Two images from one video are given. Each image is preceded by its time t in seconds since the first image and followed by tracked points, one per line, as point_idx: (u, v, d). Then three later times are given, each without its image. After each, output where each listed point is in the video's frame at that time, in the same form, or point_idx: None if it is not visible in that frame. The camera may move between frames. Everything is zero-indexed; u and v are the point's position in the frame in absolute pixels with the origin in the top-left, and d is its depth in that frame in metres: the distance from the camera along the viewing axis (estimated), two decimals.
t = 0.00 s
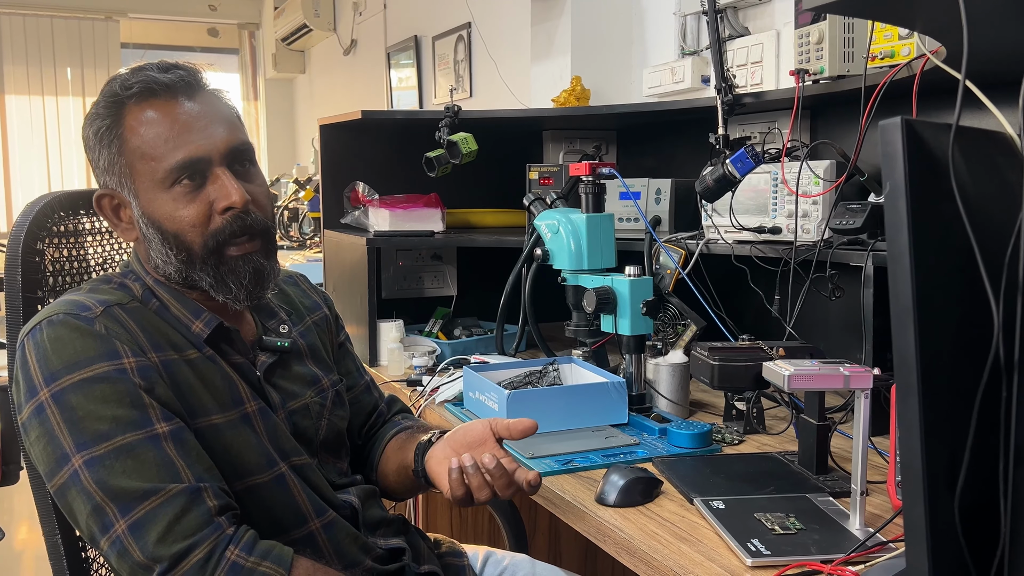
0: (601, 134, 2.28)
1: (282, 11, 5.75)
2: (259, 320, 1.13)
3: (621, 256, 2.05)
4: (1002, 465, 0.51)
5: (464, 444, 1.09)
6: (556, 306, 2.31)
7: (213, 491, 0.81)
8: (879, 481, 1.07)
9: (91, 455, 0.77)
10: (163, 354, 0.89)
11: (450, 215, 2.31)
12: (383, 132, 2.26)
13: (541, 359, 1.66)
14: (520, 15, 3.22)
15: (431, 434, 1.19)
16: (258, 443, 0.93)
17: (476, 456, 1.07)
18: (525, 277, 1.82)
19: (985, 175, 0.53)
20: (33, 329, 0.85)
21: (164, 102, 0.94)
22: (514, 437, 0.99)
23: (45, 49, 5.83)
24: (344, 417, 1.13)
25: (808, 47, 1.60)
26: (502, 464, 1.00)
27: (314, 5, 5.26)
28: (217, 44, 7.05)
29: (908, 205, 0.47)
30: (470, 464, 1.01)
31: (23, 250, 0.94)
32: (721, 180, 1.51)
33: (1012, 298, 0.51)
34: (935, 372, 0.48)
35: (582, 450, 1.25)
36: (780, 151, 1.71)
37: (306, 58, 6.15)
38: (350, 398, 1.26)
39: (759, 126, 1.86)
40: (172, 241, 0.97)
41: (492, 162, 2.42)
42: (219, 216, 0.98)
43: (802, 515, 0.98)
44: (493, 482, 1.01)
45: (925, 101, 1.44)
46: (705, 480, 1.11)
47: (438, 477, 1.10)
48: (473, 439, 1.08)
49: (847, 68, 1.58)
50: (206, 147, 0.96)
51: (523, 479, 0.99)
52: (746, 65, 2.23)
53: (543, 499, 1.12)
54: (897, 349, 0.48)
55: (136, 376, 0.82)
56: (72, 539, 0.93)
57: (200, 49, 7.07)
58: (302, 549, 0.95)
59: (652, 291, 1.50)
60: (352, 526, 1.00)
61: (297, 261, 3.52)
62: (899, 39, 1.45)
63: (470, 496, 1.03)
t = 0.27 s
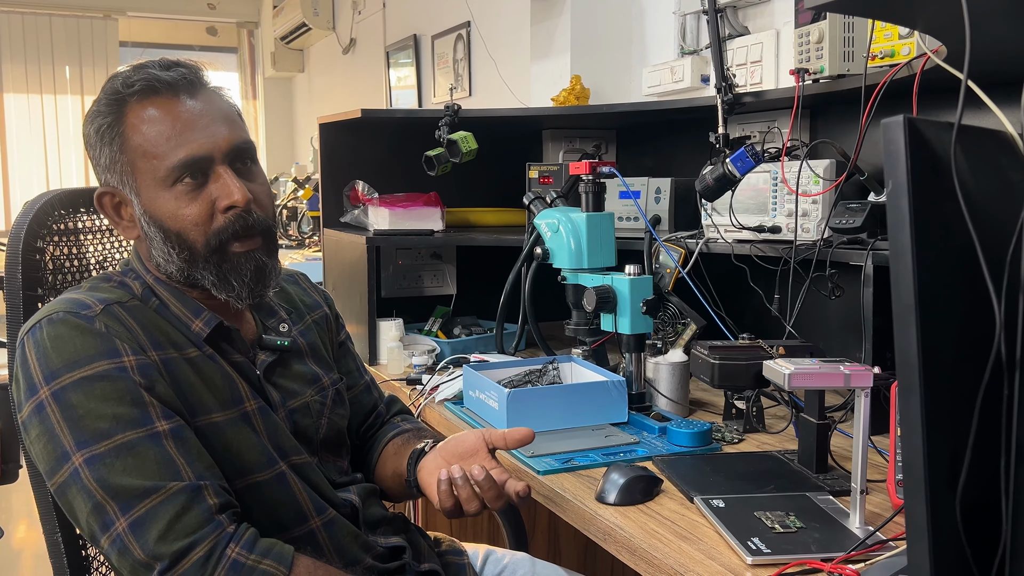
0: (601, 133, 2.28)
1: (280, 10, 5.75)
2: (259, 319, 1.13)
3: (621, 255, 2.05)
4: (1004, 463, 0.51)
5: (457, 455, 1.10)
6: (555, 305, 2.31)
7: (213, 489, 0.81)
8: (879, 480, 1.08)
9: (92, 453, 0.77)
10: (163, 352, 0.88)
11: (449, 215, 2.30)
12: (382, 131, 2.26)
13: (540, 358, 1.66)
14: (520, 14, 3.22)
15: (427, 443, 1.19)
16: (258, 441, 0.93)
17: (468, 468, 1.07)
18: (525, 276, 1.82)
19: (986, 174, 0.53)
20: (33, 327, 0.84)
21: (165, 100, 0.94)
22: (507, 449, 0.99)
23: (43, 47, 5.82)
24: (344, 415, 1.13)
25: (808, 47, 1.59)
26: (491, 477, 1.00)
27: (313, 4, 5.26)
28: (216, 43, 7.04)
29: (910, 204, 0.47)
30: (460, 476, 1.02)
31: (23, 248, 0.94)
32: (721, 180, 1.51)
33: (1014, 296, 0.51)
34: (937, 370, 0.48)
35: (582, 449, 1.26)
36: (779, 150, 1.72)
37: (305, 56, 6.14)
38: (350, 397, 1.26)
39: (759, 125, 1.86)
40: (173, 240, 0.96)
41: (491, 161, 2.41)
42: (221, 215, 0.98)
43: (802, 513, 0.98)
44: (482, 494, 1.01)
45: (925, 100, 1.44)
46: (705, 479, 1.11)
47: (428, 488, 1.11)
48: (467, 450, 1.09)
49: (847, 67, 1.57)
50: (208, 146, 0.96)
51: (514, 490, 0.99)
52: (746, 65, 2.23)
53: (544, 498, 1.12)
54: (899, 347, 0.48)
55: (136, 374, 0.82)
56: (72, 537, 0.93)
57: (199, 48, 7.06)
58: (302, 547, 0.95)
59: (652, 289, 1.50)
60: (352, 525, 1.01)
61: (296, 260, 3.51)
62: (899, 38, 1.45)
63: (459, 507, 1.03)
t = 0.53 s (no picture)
0: (600, 133, 2.28)
1: (279, 9, 5.74)
2: (258, 318, 1.13)
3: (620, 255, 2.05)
4: (1003, 461, 0.52)
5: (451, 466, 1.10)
6: (554, 304, 2.31)
7: (214, 488, 0.81)
8: (877, 479, 1.08)
9: (92, 452, 0.77)
10: (163, 351, 0.88)
11: (448, 214, 2.30)
12: (381, 130, 2.26)
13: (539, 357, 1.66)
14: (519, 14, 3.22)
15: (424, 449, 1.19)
16: (258, 440, 0.93)
17: (464, 479, 1.08)
18: (524, 276, 1.82)
19: (985, 174, 0.53)
20: (34, 326, 0.84)
21: (169, 101, 0.95)
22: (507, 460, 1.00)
23: (41, 46, 5.81)
24: (344, 415, 1.13)
25: (807, 46, 1.59)
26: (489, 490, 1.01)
27: (312, 3, 5.25)
28: (214, 42, 7.04)
29: (911, 204, 0.47)
30: (457, 488, 1.02)
31: (23, 248, 0.94)
32: (721, 179, 1.52)
33: (1014, 296, 0.51)
34: (937, 369, 0.49)
35: (582, 448, 1.26)
36: (779, 150, 1.72)
37: (303, 56, 6.14)
38: (349, 397, 1.26)
39: (757, 125, 1.86)
40: (177, 242, 0.96)
41: (491, 160, 2.42)
42: (226, 216, 0.98)
43: (801, 512, 0.98)
44: (479, 507, 1.01)
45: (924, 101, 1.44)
46: (704, 478, 1.11)
47: (425, 497, 1.11)
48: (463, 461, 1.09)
49: (846, 66, 1.58)
50: (211, 148, 0.96)
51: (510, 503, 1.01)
52: (744, 65, 2.24)
53: (543, 497, 1.13)
54: (899, 347, 0.48)
55: (136, 373, 0.82)
56: (72, 535, 0.93)
57: (197, 46, 7.05)
58: (302, 546, 0.95)
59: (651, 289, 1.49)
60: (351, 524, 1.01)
61: (294, 259, 3.51)
62: (898, 39, 1.45)
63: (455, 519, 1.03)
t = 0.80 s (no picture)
0: (599, 132, 2.28)
1: (278, 7, 5.73)
2: (259, 317, 1.12)
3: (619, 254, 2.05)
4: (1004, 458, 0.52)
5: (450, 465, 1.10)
6: (554, 303, 2.31)
7: (215, 486, 0.81)
8: (877, 478, 1.08)
9: (93, 449, 0.77)
10: (164, 349, 0.88)
11: (447, 213, 2.30)
12: (381, 128, 2.26)
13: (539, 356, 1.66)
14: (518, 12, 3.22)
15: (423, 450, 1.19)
16: (259, 438, 0.93)
17: (463, 478, 1.07)
18: (524, 274, 1.81)
19: (987, 173, 0.53)
20: (35, 324, 0.84)
21: (177, 98, 0.94)
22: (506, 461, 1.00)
23: (39, 44, 5.80)
24: (344, 413, 1.13)
25: (807, 46, 1.58)
26: (488, 490, 1.01)
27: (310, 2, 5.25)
28: (213, 40, 7.03)
29: (913, 202, 0.48)
30: (456, 488, 1.02)
31: (23, 247, 0.93)
32: (721, 178, 1.52)
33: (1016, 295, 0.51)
34: (939, 368, 0.49)
35: (582, 447, 1.26)
36: (778, 149, 1.72)
37: (302, 54, 6.13)
38: (349, 396, 1.26)
39: (757, 124, 1.87)
40: (186, 238, 0.96)
41: (490, 159, 2.42)
42: (235, 215, 0.98)
43: (801, 511, 0.99)
44: (479, 507, 1.01)
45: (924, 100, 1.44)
46: (704, 476, 1.11)
47: (424, 497, 1.11)
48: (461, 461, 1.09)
49: (845, 66, 1.58)
50: (222, 146, 0.96)
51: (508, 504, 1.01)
52: (744, 64, 2.24)
53: (543, 495, 1.13)
54: (901, 345, 0.48)
55: (138, 370, 0.82)
56: (73, 534, 0.93)
57: (196, 45, 7.05)
58: (302, 544, 0.95)
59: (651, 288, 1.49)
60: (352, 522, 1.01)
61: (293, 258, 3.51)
62: (898, 38, 1.44)
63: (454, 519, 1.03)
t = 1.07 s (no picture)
0: (599, 130, 2.28)
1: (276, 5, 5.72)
2: (259, 314, 1.12)
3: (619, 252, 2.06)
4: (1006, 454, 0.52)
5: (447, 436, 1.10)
6: (553, 301, 2.31)
7: (215, 483, 0.81)
8: (876, 476, 1.08)
9: (94, 446, 0.77)
10: (165, 345, 0.88)
11: (447, 210, 2.30)
12: (381, 126, 2.26)
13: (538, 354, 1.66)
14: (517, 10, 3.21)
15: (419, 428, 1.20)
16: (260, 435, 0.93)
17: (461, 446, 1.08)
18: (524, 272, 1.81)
19: (988, 170, 0.53)
20: (35, 321, 0.84)
21: (197, 91, 0.95)
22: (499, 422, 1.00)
23: (38, 42, 5.79)
24: (345, 411, 1.13)
25: (807, 44, 1.58)
26: (483, 449, 1.01)
27: None
28: (211, 38, 7.02)
29: (915, 198, 0.47)
30: (451, 448, 1.02)
31: (23, 244, 0.94)
32: (721, 176, 1.51)
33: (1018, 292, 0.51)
34: (940, 364, 0.49)
35: (581, 444, 1.26)
36: (778, 147, 1.72)
37: (300, 52, 6.12)
38: (349, 393, 1.26)
39: (756, 122, 1.87)
40: (220, 228, 0.96)
41: (489, 157, 2.42)
42: (272, 212, 0.99)
43: (801, 508, 0.99)
44: (474, 466, 1.01)
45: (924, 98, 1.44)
46: (704, 474, 1.11)
47: (422, 467, 1.12)
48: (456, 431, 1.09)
49: (846, 64, 1.58)
50: (264, 145, 0.97)
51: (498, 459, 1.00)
52: (743, 62, 2.21)
53: (543, 492, 1.13)
54: (903, 341, 0.49)
55: (138, 367, 0.83)
56: (74, 531, 0.93)
57: (194, 43, 7.04)
58: (303, 541, 0.95)
59: (651, 286, 1.49)
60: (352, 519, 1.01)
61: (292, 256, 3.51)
62: (898, 35, 1.44)
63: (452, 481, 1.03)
